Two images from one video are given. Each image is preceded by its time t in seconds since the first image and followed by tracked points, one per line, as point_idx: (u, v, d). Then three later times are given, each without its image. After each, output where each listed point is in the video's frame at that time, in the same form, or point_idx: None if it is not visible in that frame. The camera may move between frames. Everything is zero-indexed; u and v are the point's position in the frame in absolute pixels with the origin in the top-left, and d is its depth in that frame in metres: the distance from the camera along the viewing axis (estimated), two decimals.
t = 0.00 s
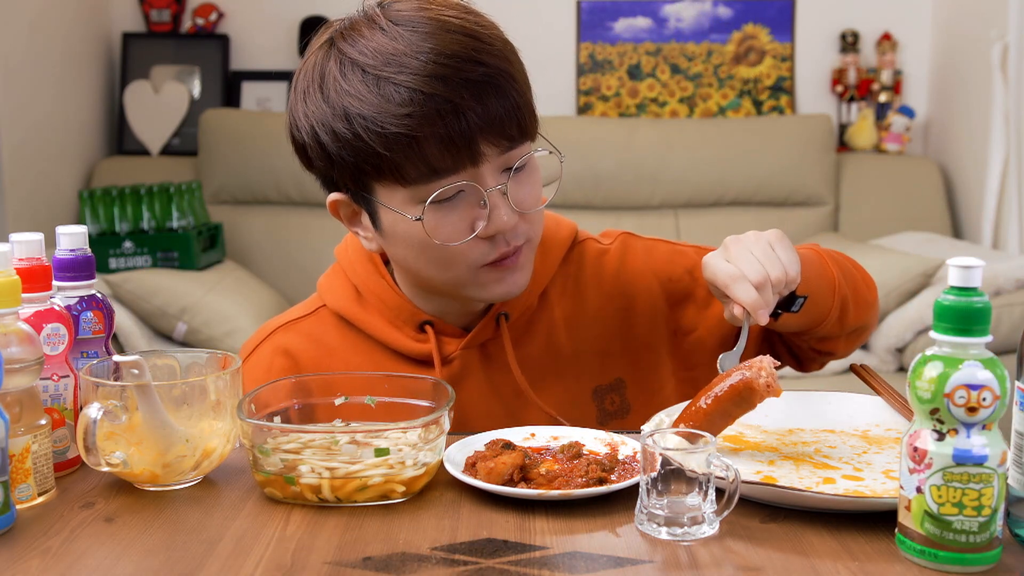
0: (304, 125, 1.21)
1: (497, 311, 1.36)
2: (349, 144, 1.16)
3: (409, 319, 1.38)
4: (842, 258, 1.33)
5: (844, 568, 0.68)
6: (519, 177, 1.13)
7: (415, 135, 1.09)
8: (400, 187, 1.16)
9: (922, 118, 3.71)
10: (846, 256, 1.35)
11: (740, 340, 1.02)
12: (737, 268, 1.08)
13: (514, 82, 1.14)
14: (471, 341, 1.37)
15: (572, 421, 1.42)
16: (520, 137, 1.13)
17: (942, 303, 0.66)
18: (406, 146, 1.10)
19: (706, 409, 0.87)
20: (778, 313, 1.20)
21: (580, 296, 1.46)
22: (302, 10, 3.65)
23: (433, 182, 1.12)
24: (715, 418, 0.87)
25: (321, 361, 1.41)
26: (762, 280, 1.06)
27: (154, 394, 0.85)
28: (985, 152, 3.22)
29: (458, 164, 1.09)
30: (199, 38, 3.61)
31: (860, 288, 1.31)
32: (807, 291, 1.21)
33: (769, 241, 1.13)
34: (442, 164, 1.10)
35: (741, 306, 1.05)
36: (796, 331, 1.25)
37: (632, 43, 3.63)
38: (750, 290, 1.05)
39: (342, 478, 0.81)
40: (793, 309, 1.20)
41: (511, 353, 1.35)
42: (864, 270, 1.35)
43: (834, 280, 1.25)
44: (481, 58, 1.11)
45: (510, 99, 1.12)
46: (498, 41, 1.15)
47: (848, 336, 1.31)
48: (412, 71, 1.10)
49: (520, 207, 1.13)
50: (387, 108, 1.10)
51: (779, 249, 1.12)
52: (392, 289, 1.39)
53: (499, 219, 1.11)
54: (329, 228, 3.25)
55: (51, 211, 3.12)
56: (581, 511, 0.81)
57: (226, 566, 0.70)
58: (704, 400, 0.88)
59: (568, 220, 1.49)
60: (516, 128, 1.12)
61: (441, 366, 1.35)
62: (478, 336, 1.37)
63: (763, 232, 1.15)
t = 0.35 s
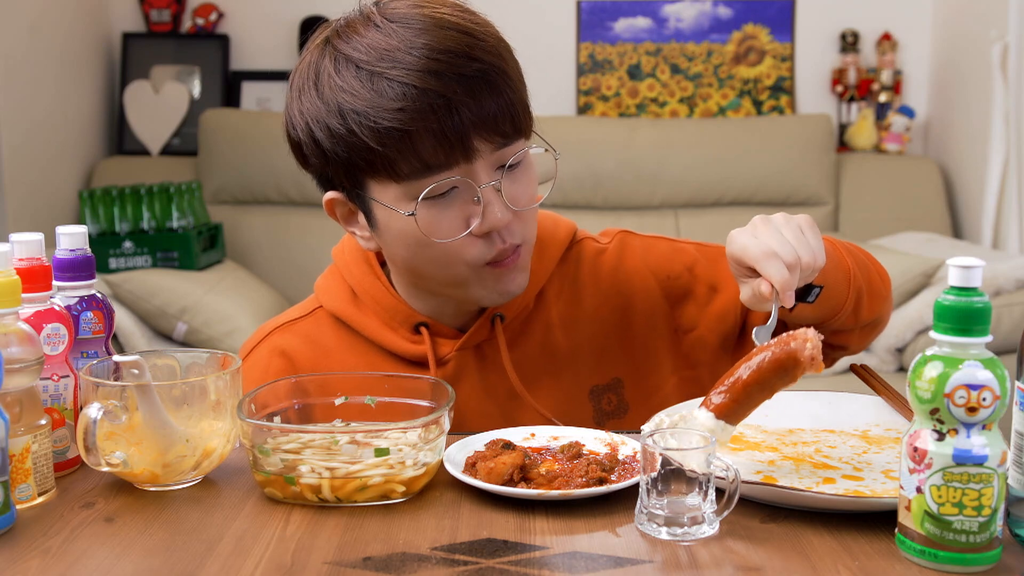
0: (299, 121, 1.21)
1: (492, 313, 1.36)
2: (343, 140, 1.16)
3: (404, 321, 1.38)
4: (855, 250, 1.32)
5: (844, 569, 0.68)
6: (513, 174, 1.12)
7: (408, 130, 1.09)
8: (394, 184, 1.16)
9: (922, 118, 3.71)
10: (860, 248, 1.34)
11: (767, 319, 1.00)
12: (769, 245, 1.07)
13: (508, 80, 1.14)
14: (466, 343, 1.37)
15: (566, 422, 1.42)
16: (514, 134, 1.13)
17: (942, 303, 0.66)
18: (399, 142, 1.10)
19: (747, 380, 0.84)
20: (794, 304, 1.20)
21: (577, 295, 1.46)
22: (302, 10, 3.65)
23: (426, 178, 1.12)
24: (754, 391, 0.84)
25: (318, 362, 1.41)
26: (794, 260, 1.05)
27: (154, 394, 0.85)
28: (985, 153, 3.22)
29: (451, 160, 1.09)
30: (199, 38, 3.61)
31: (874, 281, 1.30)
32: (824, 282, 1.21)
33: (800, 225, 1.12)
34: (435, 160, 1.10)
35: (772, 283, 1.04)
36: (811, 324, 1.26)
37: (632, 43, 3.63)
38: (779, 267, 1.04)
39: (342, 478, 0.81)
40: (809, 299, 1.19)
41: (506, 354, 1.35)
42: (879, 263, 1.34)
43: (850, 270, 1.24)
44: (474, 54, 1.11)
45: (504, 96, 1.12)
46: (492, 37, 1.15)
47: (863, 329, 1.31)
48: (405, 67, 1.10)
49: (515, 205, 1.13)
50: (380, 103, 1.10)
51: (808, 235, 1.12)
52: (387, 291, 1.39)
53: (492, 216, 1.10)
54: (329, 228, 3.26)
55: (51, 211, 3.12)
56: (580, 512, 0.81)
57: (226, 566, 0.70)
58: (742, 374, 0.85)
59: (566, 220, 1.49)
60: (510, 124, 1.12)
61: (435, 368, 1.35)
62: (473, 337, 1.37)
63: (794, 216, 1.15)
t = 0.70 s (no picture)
0: (294, 123, 1.21)
1: (490, 313, 1.36)
2: (338, 142, 1.16)
3: (401, 321, 1.38)
4: (851, 255, 1.32)
5: (844, 569, 0.68)
6: (508, 175, 1.12)
7: (402, 132, 1.09)
8: (389, 185, 1.15)
9: (922, 118, 3.71)
10: (856, 254, 1.35)
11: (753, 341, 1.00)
12: (755, 268, 1.07)
13: (503, 81, 1.14)
14: (463, 343, 1.37)
15: (564, 422, 1.41)
16: (509, 135, 1.13)
17: (942, 303, 0.66)
18: (394, 144, 1.10)
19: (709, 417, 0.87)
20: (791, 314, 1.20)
21: (574, 296, 1.46)
22: (302, 9, 3.65)
23: (421, 181, 1.12)
24: (717, 427, 0.87)
25: (315, 363, 1.41)
26: (779, 284, 1.05)
27: (154, 394, 0.85)
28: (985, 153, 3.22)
29: (446, 162, 1.09)
30: (199, 38, 3.61)
31: (871, 287, 1.30)
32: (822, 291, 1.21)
33: (791, 244, 1.12)
34: (429, 162, 1.10)
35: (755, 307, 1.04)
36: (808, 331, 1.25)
37: (632, 43, 3.63)
38: (762, 294, 1.04)
39: (342, 478, 0.81)
40: (806, 308, 1.19)
41: (503, 354, 1.35)
42: (876, 269, 1.35)
43: (845, 278, 1.24)
44: (469, 56, 1.11)
45: (498, 98, 1.12)
46: (487, 38, 1.15)
47: (859, 335, 1.31)
48: (400, 69, 1.10)
49: (510, 207, 1.13)
50: (375, 105, 1.10)
51: (799, 253, 1.12)
52: (385, 292, 1.39)
53: (486, 218, 1.10)
54: (329, 228, 3.26)
55: (51, 211, 3.12)
56: (580, 512, 0.81)
57: (226, 566, 0.70)
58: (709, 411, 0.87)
59: (563, 221, 1.50)
60: (506, 125, 1.12)
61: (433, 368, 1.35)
62: (470, 338, 1.37)
63: (786, 233, 1.14)
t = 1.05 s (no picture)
0: (296, 124, 1.21)
1: (490, 312, 1.36)
2: (340, 144, 1.16)
3: (401, 321, 1.38)
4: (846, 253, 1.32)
5: (844, 568, 0.68)
6: (510, 178, 1.12)
7: (405, 135, 1.09)
8: (390, 187, 1.15)
9: (922, 118, 3.71)
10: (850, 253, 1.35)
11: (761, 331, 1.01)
12: (764, 260, 1.07)
13: (505, 84, 1.14)
14: (464, 343, 1.37)
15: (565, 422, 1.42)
16: (511, 138, 1.14)
17: (942, 303, 0.66)
18: (396, 146, 1.10)
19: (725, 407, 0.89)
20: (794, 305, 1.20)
21: (574, 297, 1.46)
22: (302, 9, 3.64)
23: (422, 183, 1.12)
24: (730, 416, 0.89)
25: (314, 364, 1.41)
26: (788, 275, 1.05)
27: (154, 394, 0.85)
28: (985, 153, 3.22)
29: (448, 165, 1.09)
30: (199, 38, 3.61)
31: (866, 282, 1.30)
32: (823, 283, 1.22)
33: (798, 235, 1.12)
34: (431, 164, 1.10)
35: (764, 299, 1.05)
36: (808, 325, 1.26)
37: (632, 43, 3.63)
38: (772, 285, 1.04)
39: (342, 478, 0.81)
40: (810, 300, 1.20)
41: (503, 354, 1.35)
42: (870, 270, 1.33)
43: (843, 272, 1.25)
44: (472, 58, 1.11)
45: (501, 100, 1.12)
46: (490, 41, 1.15)
47: (852, 331, 1.31)
48: (402, 71, 1.10)
49: (511, 209, 1.13)
50: (378, 107, 1.10)
51: (806, 243, 1.12)
52: (384, 292, 1.39)
53: (488, 220, 1.11)
54: (329, 228, 3.26)
55: (51, 211, 3.12)
56: (580, 511, 0.81)
57: (226, 566, 0.70)
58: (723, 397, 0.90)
59: (562, 221, 1.50)
60: (507, 128, 1.13)
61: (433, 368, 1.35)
62: (470, 338, 1.37)
63: (793, 225, 1.14)
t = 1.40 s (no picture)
0: (294, 126, 1.21)
1: (491, 312, 1.36)
2: (339, 147, 1.15)
3: (401, 321, 1.38)
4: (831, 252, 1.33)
5: (844, 569, 0.68)
6: (511, 179, 1.13)
7: (404, 138, 1.09)
8: (390, 189, 1.15)
9: (922, 118, 3.71)
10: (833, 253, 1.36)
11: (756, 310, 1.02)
12: (760, 239, 1.08)
13: (504, 86, 1.14)
14: (464, 343, 1.37)
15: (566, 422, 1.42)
16: (510, 140, 1.14)
17: (942, 304, 0.66)
18: (396, 150, 1.10)
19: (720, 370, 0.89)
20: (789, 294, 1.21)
21: (573, 297, 1.46)
22: (302, 9, 3.64)
23: (422, 185, 1.12)
24: (729, 380, 0.88)
25: (313, 364, 1.41)
26: (784, 254, 1.06)
27: (154, 394, 0.85)
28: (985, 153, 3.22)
29: (447, 168, 1.09)
30: (199, 38, 3.61)
31: (853, 278, 1.30)
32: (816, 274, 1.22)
33: (795, 219, 1.12)
34: (430, 167, 1.10)
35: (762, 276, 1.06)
36: (798, 317, 1.26)
37: (632, 43, 3.63)
38: (769, 263, 1.05)
39: (342, 479, 0.81)
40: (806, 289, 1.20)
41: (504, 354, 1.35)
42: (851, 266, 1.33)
43: (833, 265, 1.25)
44: (471, 61, 1.11)
45: (500, 103, 1.12)
46: (489, 43, 1.15)
47: (839, 324, 1.31)
48: (401, 74, 1.10)
49: (511, 210, 1.13)
50: (377, 110, 1.10)
51: (803, 227, 1.11)
52: (384, 292, 1.39)
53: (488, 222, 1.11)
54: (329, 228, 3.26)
55: (51, 211, 3.12)
56: (580, 511, 0.81)
57: (226, 566, 0.70)
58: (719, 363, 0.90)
59: (559, 221, 1.50)
60: (507, 130, 1.13)
61: (433, 368, 1.35)
62: (470, 338, 1.37)
63: (791, 211, 1.14)
